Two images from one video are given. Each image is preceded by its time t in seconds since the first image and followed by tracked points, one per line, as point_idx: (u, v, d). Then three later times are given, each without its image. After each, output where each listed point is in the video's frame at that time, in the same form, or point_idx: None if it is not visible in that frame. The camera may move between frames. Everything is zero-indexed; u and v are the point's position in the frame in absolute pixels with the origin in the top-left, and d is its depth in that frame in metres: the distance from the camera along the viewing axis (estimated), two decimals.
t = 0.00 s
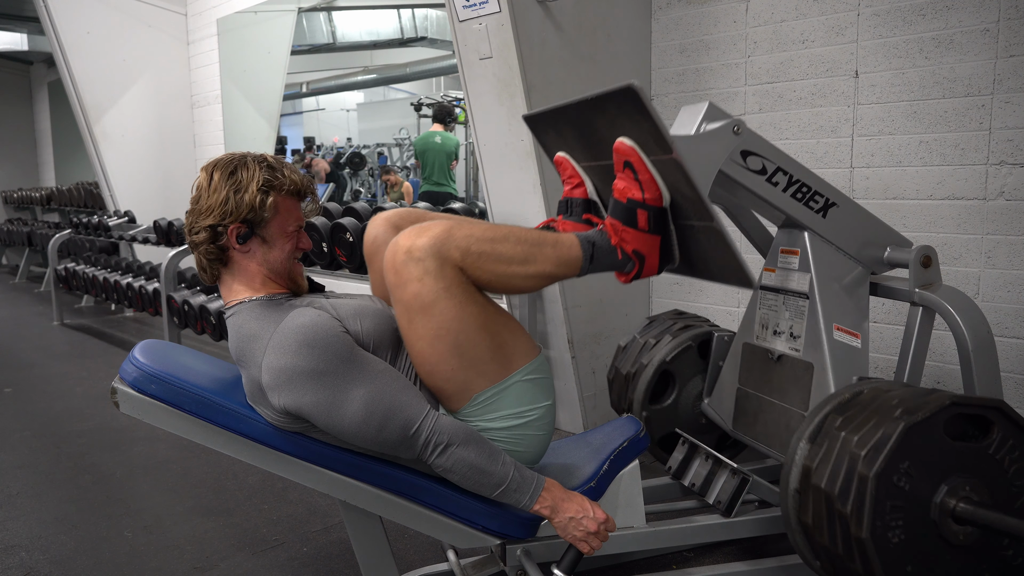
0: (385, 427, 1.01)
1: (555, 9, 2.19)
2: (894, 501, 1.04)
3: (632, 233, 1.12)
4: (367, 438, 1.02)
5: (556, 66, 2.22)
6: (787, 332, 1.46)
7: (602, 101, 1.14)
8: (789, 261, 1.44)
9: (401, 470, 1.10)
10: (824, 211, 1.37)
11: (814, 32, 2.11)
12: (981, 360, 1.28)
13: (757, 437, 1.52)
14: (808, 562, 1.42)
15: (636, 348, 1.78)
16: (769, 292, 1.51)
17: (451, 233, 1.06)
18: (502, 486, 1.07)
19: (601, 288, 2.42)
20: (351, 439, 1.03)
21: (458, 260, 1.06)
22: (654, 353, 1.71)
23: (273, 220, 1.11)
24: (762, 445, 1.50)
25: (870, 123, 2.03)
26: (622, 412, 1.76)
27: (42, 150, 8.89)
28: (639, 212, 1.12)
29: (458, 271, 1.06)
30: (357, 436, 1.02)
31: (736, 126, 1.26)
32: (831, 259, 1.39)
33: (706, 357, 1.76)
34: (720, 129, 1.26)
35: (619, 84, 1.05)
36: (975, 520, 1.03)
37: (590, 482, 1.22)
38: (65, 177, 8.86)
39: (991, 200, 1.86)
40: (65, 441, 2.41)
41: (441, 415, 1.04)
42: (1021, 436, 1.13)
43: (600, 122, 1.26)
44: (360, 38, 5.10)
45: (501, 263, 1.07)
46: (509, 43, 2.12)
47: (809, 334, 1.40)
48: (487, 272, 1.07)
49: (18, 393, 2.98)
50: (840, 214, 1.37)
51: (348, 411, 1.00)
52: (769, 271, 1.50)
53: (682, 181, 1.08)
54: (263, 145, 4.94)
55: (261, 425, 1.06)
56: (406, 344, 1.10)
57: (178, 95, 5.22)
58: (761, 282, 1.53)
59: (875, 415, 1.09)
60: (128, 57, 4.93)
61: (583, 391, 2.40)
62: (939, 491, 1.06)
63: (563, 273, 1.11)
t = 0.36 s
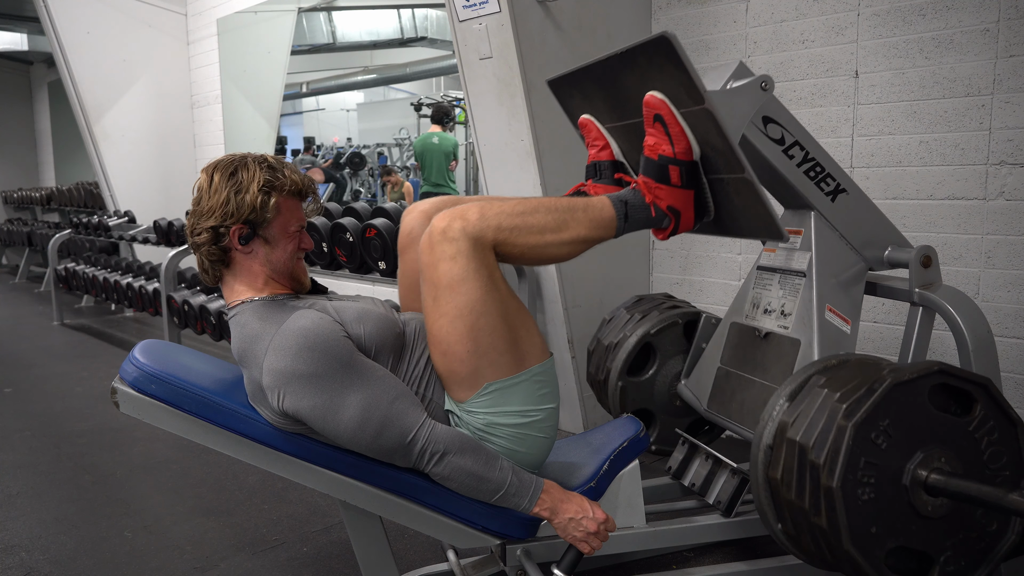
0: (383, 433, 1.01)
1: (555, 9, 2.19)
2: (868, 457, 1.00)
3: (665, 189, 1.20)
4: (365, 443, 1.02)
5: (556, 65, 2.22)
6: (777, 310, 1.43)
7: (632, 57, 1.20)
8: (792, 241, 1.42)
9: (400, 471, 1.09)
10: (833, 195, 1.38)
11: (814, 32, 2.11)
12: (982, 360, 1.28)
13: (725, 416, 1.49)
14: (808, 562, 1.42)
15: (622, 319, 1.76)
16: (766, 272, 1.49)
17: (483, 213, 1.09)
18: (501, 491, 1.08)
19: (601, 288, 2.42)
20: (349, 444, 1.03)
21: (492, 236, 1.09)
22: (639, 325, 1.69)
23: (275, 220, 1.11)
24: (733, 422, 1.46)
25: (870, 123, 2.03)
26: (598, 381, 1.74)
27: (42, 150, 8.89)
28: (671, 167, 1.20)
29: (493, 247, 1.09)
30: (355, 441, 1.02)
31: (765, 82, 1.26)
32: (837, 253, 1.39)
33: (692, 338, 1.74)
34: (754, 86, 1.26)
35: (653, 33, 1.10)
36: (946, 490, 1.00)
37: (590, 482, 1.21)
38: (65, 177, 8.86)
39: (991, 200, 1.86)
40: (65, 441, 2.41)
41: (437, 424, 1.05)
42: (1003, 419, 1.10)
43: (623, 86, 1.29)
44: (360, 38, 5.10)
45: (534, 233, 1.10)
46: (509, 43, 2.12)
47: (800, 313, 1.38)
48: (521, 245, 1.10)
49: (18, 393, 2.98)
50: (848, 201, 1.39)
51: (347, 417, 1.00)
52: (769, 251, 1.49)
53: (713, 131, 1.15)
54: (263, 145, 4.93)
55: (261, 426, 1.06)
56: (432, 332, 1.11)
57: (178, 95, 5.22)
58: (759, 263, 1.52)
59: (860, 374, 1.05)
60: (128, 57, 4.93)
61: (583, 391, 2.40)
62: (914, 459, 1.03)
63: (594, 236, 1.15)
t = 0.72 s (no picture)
0: (382, 435, 1.01)
1: (556, 9, 2.19)
2: (853, 418, 0.98)
3: (695, 160, 1.25)
4: (364, 445, 1.02)
5: (556, 65, 2.22)
6: (773, 292, 1.42)
7: (663, 27, 1.25)
8: (796, 227, 1.41)
9: (400, 473, 1.09)
10: (842, 184, 1.38)
11: (814, 32, 2.11)
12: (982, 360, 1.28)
13: (703, 392, 1.49)
14: (808, 563, 1.42)
15: (613, 297, 1.75)
16: (766, 255, 1.47)
17: (515, 205, 1.11)
18: (501, 493, 1.08)
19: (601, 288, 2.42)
20: (349, 446, 1.03)
21: (525, 228, 1.10)
22: (630, 301, 1.68)
23: (277, 218, 1.11)
24: (711, 400, 1.45)
25: (869, 123, 2.03)
26: (582, 355, 1.72)
27: (42, 150, 8.88)
28: (700, 138, 1.25)
29: (526, 238, 1.11)
30: (355, 443, 1.02)
31: (789, 54, 1.28)
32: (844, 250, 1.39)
33: (681, 322, 1.73)
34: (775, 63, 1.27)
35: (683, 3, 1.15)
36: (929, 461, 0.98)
37: (590, 482, 1.22)
38: (65, 177, 8.86)
39: (991, 200, 1.86)
40: (65, 441, 2.41)
41: (436, 427, 1.05)
42: (991, 403, 1.08)
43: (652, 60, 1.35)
44: (360, 38, 5.10)
45: (566, 221, 1.12)
46: (510, 43, 2.13)
47: (796, 296, 1.36)
48: (553, 234, 1.12)
49: (18, 393, 2.98)
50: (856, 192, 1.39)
51: (347, 419, 1.00)
52: (771, 237, 1.48)
53: (742, 99, 1.22)
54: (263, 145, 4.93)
55: (261, 426, 1.06)
56: (456, 327, 1.10)
57: (178, 95, 5.22)
58: (760, 248, 1.51)
59: (854, 340, 1.03)
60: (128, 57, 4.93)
61: (583, 391, 2.39)
62: (899, 428, 1.01)
63: (621, 222, 1.18)
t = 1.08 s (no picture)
0: (382, 434, 1.01)
1: (555, 9, 2.19)
2: (843, 375, 0.95)
3: (724, 136, 1.27)
4: (364, 445, 1.02)
5: (557, 65, 2.22)
6: (771, 273, 1.40)
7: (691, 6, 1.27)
8: (801, 212, 1.42)
9: (401, 472, 1.09)
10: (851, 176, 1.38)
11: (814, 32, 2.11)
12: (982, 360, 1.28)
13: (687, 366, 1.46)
14: (807, 563, 1.42)
15: (608, 272, 1.72)
16: (768, 240, 1.47)
17: (559, 207, 1.11)
18: (501, 492, 1.08)
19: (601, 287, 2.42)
20: (348, 445, 1.03)
21: (569, 227, 1.10)
22: (625, 276, 1.67)
23: (277, 216, 1.11)
24: (691, 373, 1.43)
25: (869, 123, 2.03)
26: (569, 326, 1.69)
27: (42, 150, 8.89)
28: (730, 114, 1.27)
29: (569, 238, 1.11)
30: (355, 443, 1.02)
31: (815, 32, 1.26)
32: (846, 248, 1.39)
33: (674, 304, 1.71)
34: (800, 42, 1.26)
35: None
36: (915, 428, 0.95)
37: (590, 482, 1.21)
38: (65, 177, 8.86)
39: (991, 200, 1.86)
40: (66, 441, 2.41)
41: (436, 426, 1.05)
42: (980, 383, 1.05)
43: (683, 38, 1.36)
44: (360, 38, 5.09)
45: (608, 217, 1.13)
46: (509, 44, 2.13)
47: (794, 276, 1.36)
48: (595, 231, 1.12)
49: (18, 393, 2.98)
50: (863, 185, 1.39)
51: (346, 419, 1.00)
52: (775, 222, 1.48)
53: (773, 73, 1.22)
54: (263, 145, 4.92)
55: (261, 426, 1.06)
56: (483, 322, 1.10)
57: (178, 95, 5.22)
58: (762, 233, 1.50)
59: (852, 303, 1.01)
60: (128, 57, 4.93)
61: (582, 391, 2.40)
62: (888, 393, 0.98)
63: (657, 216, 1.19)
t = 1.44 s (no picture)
0: (382, 430, 1.01)
1: (555, 9, 2.19)
2: (839, 318, 0.97)
3: (766, 115, 1.29)
4: (363, 441, 1.02)
5: (558, 65, 2.22)
6: (771, 249, 1.36)
7: None
8: (809, 196, 1.39)
9: (401, 471, 1.09)
10: (863, 167, 1.37)
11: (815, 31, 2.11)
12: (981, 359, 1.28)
13: (672, 333, 1.36)
14: (806, 564, 1.42)
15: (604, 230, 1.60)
16: (772, 220, 1.42)
17: (635, 220, 1.13)
18: (500, 489, 1.08)
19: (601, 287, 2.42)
20: (348, 441, 1.03)
21: (639, 244, 1.12)
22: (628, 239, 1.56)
23: (284, 203, 1.11)
24: (676, 339, 1.34)
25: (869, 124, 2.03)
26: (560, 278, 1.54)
27: (42, 150, 8.89)
28: (771, 93, 1.28)
29: (638, 256, 1.13)
30: (354, 439, 1.02)
31: (852, 10, 1.27)
32: (848, 238, 1.34)
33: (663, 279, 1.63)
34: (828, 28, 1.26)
35: None
36: (903, 381, 0.96)
37: (590, 482, 1.21)
38: (64, 177, 8.85)
39: (991, 200, 1.85)
40: (66, 441, 2.41)
41: (437, 422, 1.05)
42: (971, 360, 1.07)
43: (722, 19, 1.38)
44: (360, 38, 5.10)
45: (671, 230, 1.15)
46: (509, 44, 2.13)
47: (794, 252, 1.31)
48: (659, 251, 1.15)
49: (18, 393, 2.98)
50: (874, 178, 1.38)
51: (347, 417, 1.00)
52: (781, 206, 1.44)
53: (815, 52, 1.23)
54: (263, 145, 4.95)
55: (261, 425, 1.06)
56: (530, 321, 1.11)
57: (178, 95, 5.22)
58: (767, 216, 1.46)
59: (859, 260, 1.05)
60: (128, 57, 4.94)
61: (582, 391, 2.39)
62: (880, 346, 0.99)
63: (708, 224, 1.20)
